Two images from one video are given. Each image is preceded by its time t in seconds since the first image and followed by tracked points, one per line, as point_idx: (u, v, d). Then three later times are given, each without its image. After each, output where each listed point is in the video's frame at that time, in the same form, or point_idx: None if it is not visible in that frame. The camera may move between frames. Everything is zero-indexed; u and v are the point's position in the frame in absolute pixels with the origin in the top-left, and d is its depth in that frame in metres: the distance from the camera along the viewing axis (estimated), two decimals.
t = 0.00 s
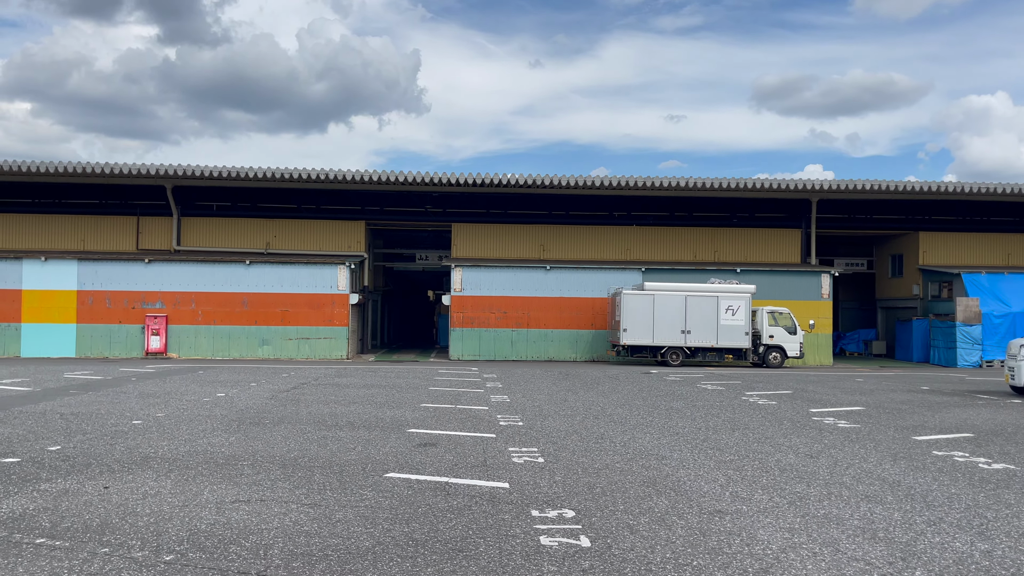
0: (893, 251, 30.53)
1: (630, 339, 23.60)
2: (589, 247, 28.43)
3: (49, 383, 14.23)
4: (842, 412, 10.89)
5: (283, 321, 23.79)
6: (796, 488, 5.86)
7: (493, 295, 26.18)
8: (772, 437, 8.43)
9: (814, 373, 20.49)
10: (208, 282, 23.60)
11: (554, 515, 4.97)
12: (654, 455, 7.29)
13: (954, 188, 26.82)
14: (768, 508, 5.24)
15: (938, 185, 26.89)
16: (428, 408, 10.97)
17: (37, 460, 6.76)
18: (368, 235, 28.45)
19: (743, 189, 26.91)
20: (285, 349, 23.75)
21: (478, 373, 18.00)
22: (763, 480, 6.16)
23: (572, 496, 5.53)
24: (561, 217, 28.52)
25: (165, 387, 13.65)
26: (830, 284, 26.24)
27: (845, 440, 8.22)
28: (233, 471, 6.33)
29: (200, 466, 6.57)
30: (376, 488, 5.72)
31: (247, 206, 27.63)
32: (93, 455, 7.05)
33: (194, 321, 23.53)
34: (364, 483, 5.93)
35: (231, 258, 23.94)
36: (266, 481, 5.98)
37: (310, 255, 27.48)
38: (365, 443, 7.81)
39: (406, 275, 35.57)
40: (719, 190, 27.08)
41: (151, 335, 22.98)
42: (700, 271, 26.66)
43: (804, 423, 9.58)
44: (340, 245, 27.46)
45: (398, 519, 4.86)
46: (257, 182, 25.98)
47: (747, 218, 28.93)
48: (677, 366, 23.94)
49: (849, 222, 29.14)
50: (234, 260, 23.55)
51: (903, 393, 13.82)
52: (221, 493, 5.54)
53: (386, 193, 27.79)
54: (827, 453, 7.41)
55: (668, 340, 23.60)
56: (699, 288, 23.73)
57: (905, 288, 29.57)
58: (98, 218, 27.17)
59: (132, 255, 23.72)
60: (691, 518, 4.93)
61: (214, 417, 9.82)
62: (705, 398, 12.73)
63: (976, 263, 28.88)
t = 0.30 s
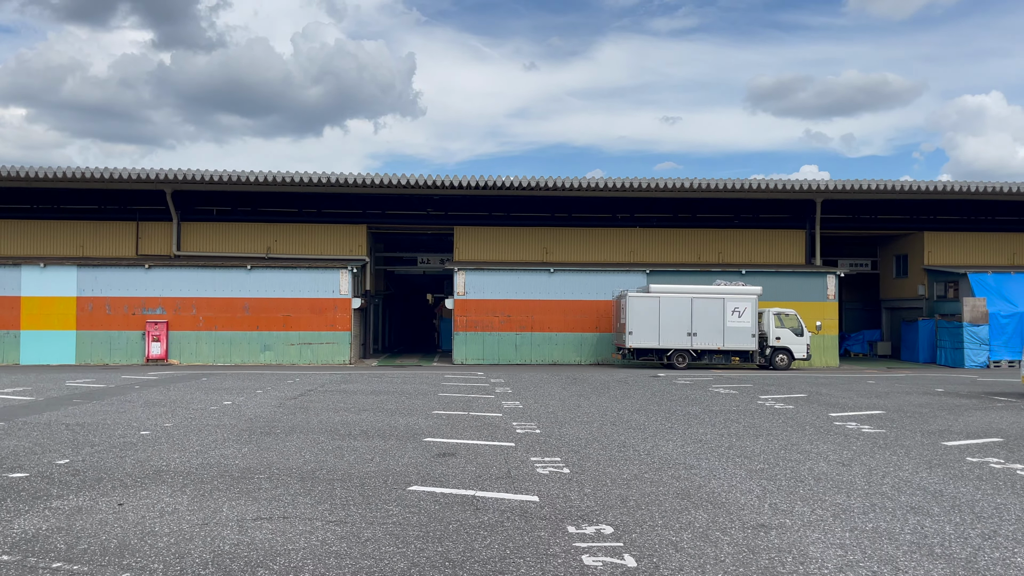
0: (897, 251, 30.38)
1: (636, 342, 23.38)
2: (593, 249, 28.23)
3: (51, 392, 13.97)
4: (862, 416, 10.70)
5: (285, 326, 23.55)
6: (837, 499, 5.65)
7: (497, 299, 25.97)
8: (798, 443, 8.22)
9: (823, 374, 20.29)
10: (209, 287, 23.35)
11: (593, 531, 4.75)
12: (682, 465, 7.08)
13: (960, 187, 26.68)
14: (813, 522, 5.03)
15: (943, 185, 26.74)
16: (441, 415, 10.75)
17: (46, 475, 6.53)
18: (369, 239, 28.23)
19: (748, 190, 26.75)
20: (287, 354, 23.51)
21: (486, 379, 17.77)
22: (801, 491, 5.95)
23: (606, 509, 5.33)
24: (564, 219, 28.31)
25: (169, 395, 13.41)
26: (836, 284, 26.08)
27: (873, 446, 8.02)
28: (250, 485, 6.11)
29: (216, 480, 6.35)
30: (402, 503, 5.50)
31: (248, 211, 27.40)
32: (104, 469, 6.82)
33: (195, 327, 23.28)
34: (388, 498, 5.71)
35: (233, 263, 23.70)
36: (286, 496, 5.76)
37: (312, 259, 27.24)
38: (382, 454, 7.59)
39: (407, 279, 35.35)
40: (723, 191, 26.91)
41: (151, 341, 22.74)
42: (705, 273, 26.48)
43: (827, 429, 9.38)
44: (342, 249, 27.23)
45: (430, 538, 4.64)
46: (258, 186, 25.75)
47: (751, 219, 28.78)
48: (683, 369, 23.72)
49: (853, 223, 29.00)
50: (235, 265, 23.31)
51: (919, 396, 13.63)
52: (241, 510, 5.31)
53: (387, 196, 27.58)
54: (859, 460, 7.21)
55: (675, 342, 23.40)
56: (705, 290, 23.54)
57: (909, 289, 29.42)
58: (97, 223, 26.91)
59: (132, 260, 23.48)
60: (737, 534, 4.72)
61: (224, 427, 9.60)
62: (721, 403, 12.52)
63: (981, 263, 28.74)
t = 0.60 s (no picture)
0: (900, 250, 30.30)
1: (640, 343, 23.24)
2: (595, 250, 28.09)
3: (56, 397, 13.76)
4: (881, 416, 10.58)
5: (287, 329, 23.37)
6: (879, 503, 5.52)
7: (500, 300, 25.82)
8: (824, 445, 8.09)
9: (831, 375, 20.18)
10: (210, 290, 23.15)
11: (635, 539, 4.61)
12: (711, 468, 6.93)
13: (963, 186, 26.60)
14: (860, 527, 4.89)
15: (947, 184, 26.68)
16: (455, 418, 10.60)
17: (62, 483, 6.36)
18: (371, 241, 28.06)
19: (751, 190, 26.66)
20: (289, 357, 23.33)
21: (493, 380, 17.62)
22: (840, 494, 5.81)
23: (644, 515, 5.18)
24: (567, 220, 28.17)
25: (175, 399, 13.23)
26: (840, 284, 26.00)
27: (901, 448, 7.88)
28: (273, 493, 5.95)
29: (236, 487, 6.19)
30: (433, 510, 5.35)
31: (248, 213, 27.17)
32: (121, 475, 6.65)
33: (196, 330, 23.09)
34: (416, 505, 5.56)
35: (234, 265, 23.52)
36: (312, 504, 5.60)
37: (314, 261, 27.07)
38: (403, 458, 7.44)
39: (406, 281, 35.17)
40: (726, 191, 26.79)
41: (153, 344, 22.54)
42: (710, 273, 26.35)
43: (849, 429, 9.25)
44: (343, 251, 27.06)
45: (469, 547, 4.49)
46: (259, 188, 25.56)
47: (754, 219, 28.68)
48: (688, 370, 23.58)
49: (856, 222, 28.91)
50: (237, 266, 23.11)
51: (933, 395, 13.51)
52: (268, 519, 5.15)
53: (389, 198, 27.41)
54: (890, 462, 7.06)
55: (680, 343, 23.28)
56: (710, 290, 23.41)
57: (913, 288, 29.34)
58: (96, 226, 26.68)
59: (133, 263, 23.27)
60: (784, 540, 4.58)
61: (236, 431, 9.43)
62: (735, 404, 12.38)
63: (984, 261, 28.66)
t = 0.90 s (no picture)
0: (899, 253, 30.28)
1: (641, 347, 23.12)
2: (595, 254, 27.94)
3: (54, 405, 13.54)
4: (894, 422, 10.47)
5: (285, 334, 23.16)
6: (911, 515, 5.39)
7: (499, 305, 25.67)
8: (842, 453, 7.96)
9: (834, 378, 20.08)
10: (206, 295, 22.91)
11: (669, 556, 4.46)
12: (733, 478, 6.80)
13: (962, 189, 26.59)
14: (897, 542, 4.75)
15: (946, 186, 26.66)
16: (462, 426, 10.44)
17: (68, 498, 6.18)
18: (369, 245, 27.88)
19: (750, 193, 26.59)
20: (287, 363, 23.11)
21: (495, 386, 17.46)
22: (870, 506, 5.68)
23: (673, 530, 5.04)
24: (566, 223, 28.06)
25: (175, 407, 13.02)
26: (841, 287, 25.95)
27: (920, 455, 7.76)
28: (287, 507, 5.78)
29: (249, 501, 6.03)
30: (455, 526, 5.19)
31: (244, 217, 26.93)
32: (128, 489, 6.47)
33: (193, 336, 22.84)
34: (437, 519, 5.40)
35: (231, 270, 23.30)
36: (329, 519, 5.43)
37: (311, 266, 26.87)
38: (416, 469, 7.27)
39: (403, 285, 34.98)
40: (725, 194, 26.68)
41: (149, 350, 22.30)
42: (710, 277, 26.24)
43: (865, 436, 9.13)
44: (341, 256, 26.87)
45: (497, 566, 4.33)
46: (255, 192, 25.35)
47: (753, 222, 28.59)
48: (689, 374, 23.44)
49: (856, 225, 28.85)
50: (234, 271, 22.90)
51: (941, 400, 13.41)
52: (286, 537, 4.99)
53: (387, 202, 27.23)
54: (914, 471, 6.94)
55: (681, 347, 23.16)
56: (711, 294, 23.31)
57: (912, 291, 29.32)
58: (91, 231, 26.42)
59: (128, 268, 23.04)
60: (822, 556, 4.44)
61: (242, 441, 9.24)
62: (744, 409, 12.26)
63: (983, 264, 28.66)
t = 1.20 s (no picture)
0: (902, 252, 30.16)
1: (645, 347, 22.97)
2: (597, 253, 27.77)
3: (55, 407, 13.34)
4: (909, 422, 10.33)
5: (285, 334, 22.98)
6: (947, 518, 5.24)
7: (501, 305, 25.50)
8: (864, 453, 7.81)
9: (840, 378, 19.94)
10: (205, 294, 22.71)
11: (704, 561, 4.30)
12: (756, 479, 6.64)
13: (966, 188, 26.47)
14: (937, 546, 4.59)
15: (950, 185, 26.55)
16: (471, 427, 10.27)
17: (75, 500, 6.00)
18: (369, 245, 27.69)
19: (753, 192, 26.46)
20: (287, 363, 22.92)
21: (500, 386, 17.29)
22: (902, 508, 5.52)
23: (705, 533, 4.88)
24: (568, 223, 27.90)
25: (178, 408, 12.82)
26: (845, 287, 25.83)
27: (944, 456, 7.62)
28: (302, 510, 5.61)
29: (262, 503, 5.85)
30: (478, 529, 5.03)
31: (244, 217, 26.71)
32: (136, 492, 6.29)
33: (193, 337, 22.63)
34: (458, 523, 5.23)
35: (231, 270, 23.10)
36: (347, 523, 5.25)
37: (311, 266, 26.68)
38: (431, 471, 7.11)
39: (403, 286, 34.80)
40: (728, 193, 26.53)
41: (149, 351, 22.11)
42: (713, 276, 26.10)
43: (883, 436, 8.99)
44: (341, 256, 26.69)
45: (526, 571, 4.17)
46: (255, 192, 25.14)
47: (756, 221, 28.44)
48: (693, 374, 23.28)
49: (858, 224, 28.73)
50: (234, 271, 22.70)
51: (951, 400, 13.28)
52: (303, 541, 4.81)
53: (387, 201, 27.05)
54: (941, 472, 6.80)
55: (685, 347, 23.01)
56: (714, 293, 23.18)
57: (915, 290, 29.20)
58: (89, 232, 26.20)
59: (127, 268, 22.83)
60: (864, 561, 4.28)
61: (249, 442, 9.06)
62: (755, 409, 12.12)
63: (987, 263, 28.57)
